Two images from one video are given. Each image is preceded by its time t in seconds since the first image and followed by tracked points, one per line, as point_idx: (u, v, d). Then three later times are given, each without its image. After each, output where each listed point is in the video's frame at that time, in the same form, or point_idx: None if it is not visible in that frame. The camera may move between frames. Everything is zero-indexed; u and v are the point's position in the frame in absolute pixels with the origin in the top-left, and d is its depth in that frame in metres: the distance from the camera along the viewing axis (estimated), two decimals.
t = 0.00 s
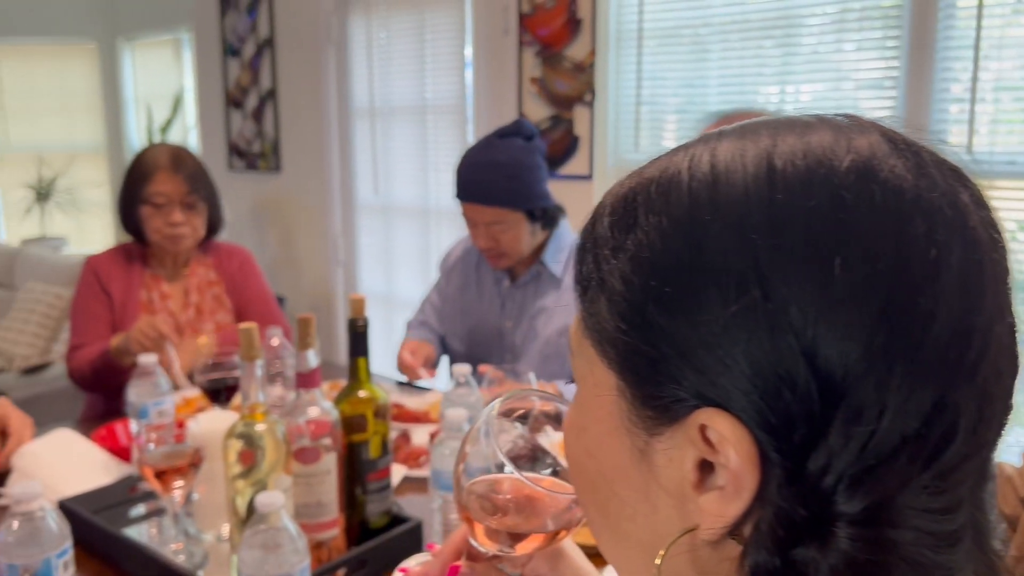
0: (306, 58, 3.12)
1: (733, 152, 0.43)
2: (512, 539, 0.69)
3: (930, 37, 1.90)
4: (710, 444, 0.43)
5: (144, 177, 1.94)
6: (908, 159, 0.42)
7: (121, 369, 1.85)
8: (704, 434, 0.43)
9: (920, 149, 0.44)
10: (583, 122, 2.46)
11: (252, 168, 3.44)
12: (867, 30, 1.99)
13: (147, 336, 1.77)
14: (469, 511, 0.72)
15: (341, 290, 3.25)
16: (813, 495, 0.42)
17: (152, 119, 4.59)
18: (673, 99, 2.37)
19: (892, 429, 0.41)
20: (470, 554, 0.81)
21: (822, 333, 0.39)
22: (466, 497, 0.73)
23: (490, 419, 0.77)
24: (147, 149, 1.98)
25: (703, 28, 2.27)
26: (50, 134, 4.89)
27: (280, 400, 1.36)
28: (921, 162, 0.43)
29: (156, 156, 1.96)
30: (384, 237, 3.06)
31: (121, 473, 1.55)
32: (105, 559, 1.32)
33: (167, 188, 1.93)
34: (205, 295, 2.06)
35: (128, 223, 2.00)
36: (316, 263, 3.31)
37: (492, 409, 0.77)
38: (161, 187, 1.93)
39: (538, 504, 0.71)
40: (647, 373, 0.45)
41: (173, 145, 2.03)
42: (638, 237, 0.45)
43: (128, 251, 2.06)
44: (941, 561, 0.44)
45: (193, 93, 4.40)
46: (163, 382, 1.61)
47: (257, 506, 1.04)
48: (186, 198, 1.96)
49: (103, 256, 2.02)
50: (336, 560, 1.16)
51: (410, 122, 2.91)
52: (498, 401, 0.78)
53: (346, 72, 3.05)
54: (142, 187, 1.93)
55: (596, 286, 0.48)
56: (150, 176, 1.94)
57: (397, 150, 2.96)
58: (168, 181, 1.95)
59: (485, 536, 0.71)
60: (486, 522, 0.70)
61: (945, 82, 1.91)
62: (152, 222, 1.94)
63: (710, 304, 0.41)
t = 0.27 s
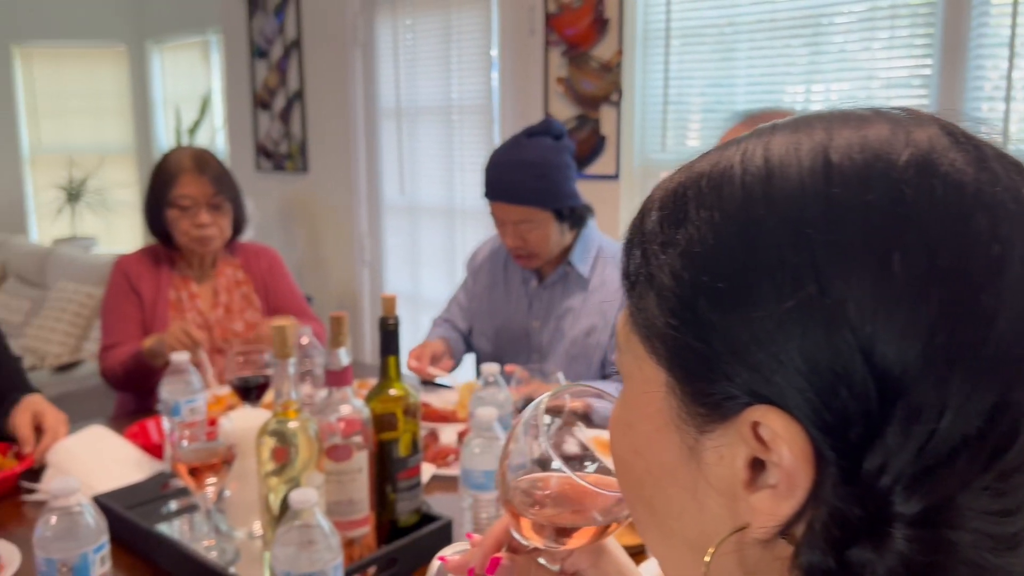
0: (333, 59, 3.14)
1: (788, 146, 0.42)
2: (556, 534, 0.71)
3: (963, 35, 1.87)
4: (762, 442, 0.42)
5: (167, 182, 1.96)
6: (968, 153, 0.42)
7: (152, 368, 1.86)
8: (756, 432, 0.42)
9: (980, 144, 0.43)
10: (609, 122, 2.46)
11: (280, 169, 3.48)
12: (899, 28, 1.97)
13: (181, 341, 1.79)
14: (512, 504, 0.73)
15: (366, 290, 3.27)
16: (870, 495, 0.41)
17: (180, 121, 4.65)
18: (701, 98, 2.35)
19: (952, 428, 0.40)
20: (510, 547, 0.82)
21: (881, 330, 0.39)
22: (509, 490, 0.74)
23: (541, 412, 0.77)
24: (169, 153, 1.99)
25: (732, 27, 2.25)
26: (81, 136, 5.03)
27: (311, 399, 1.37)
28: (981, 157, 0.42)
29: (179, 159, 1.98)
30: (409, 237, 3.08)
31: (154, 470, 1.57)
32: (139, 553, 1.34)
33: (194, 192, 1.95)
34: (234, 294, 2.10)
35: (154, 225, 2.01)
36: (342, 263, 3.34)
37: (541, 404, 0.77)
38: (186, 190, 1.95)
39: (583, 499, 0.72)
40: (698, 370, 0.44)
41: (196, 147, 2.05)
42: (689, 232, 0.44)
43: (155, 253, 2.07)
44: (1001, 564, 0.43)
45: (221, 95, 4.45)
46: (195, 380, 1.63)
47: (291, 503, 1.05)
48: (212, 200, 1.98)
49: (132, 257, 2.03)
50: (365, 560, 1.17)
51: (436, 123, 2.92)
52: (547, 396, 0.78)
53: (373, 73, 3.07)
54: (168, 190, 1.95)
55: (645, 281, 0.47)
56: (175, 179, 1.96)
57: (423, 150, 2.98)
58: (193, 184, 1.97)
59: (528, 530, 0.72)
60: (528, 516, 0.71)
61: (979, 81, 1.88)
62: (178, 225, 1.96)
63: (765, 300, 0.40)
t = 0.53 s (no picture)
0: (360, 61, 3.17)
1: (841, 149, 0.43)
2: (599, 537, 0.72)
3: (996, 34, 1.84)
4: (816, 447, 0.42)
5: (206, 186, 2.00)
6: None
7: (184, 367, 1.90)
8: (810, 437, 0.43)
9: None
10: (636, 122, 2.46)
11: (308, 170, 3.51)
12: (930, 28, 1.94)
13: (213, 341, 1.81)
14: (555, 507, 0.75)
15: (393, 290, 3.30)
16: (927, 500, 0.41)
17: (209, 122, 4.70)
18: (729, 99, 2.33)
19: (1015, 435, 0.39)
20: (551, 547, 0.83)
21: (940, 335, 0.39)
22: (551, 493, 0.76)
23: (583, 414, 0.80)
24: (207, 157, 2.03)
25: (759, 27, 2.23)
26: (113, 139, 5.15)
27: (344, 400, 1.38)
28: None
29: (216, 164, 2.02)
30: (436, 238, 3.10)
31: (187, 468, 1.59)
32: (171, 548, 1.37)
33: (229, 198, 1.99)
34: (267, 298, 2.13)
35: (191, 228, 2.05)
36: (369, 263, 3.36)
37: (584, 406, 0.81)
38: (223, 196, 1.99)
39: (624, 503, 0.74)
40: (750, 372, 0.44)
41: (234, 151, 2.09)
42: (739, 236, 0.44)
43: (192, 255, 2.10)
44: None
45: (249, 97, 4.49)
46: (227, 378, 1.65)
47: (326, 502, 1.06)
48: (248, 206, 2.02)
49: (169, 257, 2.08)
50: (396, 558, 1.21)
51: (463, 124, 2.93)
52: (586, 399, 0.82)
53: (400, 74, 3.09)
54: (205, 196, 1.99)
55: (694, 284, 0.48)
56: (213, 184, 2.00)
57: (449, 151, 2.99)
58: (229, 190, 2.00)
59: (572, 533, 0.74)
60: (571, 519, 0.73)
61: (1012, 80, 1.85)
62: (215, 231, 2.00)
63: (820, 304, 0.40)
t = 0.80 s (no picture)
0: (386, 61, 3.18)
1: (890, 145, 0.42)
2: (638, 540, 0.72)
3: None
4: (866, 448, 0.42)
5: (252, 187, 2.07)
6: None
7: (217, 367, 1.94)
8: (860, 438, 0.42)
9: None
10: (662, 122, 2.45)
11: (334, 170, 3.53)
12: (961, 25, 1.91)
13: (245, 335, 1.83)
14: (593, 509, 0.75)
15: (419, 289, 3.32)
16: (981, 501, 0.41)
17: (237, 123, 4.75)
18: (756, 98, 2.31)
19: None
20: (587, 548, 0.84)
21: (997, 333, 0.38)
22: (589, 495, 0.76)
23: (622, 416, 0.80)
24: (254, 160, 2.11)
25: (786, 25, 2.20)
26: (143, 140, 5.21)
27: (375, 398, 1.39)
28: None
29: (262, 166, 2.10)
30: (461, 237, 3.12)
31: (217, 464, 1.61)
32: (201, 543, 1.38)
33: (273, 201, 2.06)
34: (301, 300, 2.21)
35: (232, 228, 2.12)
36: (394, 262, 3.39)
37: (625, 408, 0.81)
38: (267, 199, 2.06)
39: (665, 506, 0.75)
40: (798, 372, 0.44)
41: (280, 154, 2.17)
42: (786, 234, 0.44)
43: (228, 253, 2.18)
44: None
45: (277, 98, 4.51)
46: (257, 374, 1.67)
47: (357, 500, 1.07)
48: (291, 210, 2.09)
49: (207, 255, 2.14)
50: (427, 556, 1.21)
51: (488, 124, 2.94)
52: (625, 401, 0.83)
53: (426, 74, 3.10)
54: (249, 197, 2.06)
55: (739, 284, 0.48)
56: (259, 186, 2.07)
57: (474, 151, 3.00)
58: (274, 193, 2.08)
59: (610, 534, 0.74)
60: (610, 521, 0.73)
61: None
62: (258, 232, 2.07)
63: (872, 303, 0.40)
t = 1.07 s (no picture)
0: (412, 62, 3.20)
1: (948, 136, 0.42)
2: (667, 549, 0.70)
3: None
4: (924, 446, 0.41)
5: (296, 189, 2.19)
6: None
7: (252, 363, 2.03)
8: (919, 436, 0.41)
9: None
10: (689, 120, 2.43)
11: (360, 170, 3.55)
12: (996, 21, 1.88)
13: (282, 333, 1.89)
14: (622, 516, 0.73)
15: (444, 288, 3.34)
16: None
17: (264, 123, 4.80)
18: (784, 96, 2.29)
19: None
20: (619, 557, 0.86)
21: None
22: (618, 500, 0.74)
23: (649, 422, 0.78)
24: (299, 163, 2.23)
25: (816, 22, 2.18)
26: (172, 140, 5.29)
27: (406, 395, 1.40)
28: None
29: (306, 169, 2.21)
30: (485, 236, 3.12)
31: (247, 460, 1.63)
32: (233, 539, 1.40)
33: (315, 204, 2.18)
34: (336, 299, 2.31)
35: (274, 228, 2.24)
36: (420, 261, 3.40)
37: (651, 414, 0.81)
38: (310, 201, 2.17)
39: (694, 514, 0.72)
40: (854, 367, 0.44)
41: (325, 158, 2.29)
42: (839, 226, 0.44)
43: (265, 250, 2.29)
44: None
45: (303, 98, 4.55)
46: (288, 371, 1.69)
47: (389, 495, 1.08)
48: (331, 213, 2.20)
49: (246, 254, 2.24)
50: (456, 553, 1.22)
51: (513, 123, 2.94)
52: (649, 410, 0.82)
53: (452, 74, 3.11)
54: (292, 198, 2.18)
55: (791, 279, 0.48)
56: (303, 188, 2.19)
57: (499, 151, 3.00)
58: (316, 196, 2.19)
59: (640, 543, 0.71)
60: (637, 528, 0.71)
61: None
62: (297, 233, 2.18)
63: (935, 295, 0.40)
